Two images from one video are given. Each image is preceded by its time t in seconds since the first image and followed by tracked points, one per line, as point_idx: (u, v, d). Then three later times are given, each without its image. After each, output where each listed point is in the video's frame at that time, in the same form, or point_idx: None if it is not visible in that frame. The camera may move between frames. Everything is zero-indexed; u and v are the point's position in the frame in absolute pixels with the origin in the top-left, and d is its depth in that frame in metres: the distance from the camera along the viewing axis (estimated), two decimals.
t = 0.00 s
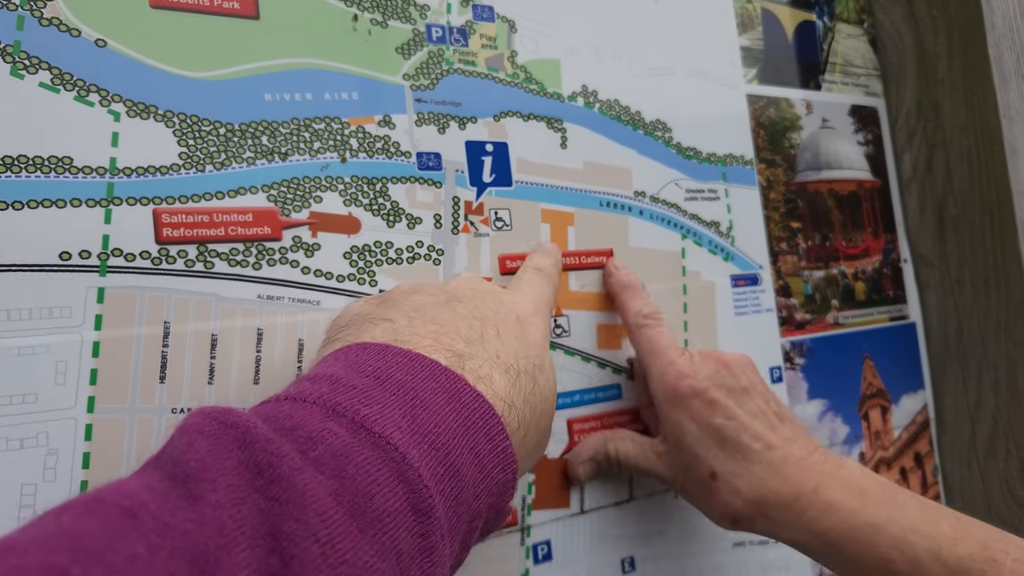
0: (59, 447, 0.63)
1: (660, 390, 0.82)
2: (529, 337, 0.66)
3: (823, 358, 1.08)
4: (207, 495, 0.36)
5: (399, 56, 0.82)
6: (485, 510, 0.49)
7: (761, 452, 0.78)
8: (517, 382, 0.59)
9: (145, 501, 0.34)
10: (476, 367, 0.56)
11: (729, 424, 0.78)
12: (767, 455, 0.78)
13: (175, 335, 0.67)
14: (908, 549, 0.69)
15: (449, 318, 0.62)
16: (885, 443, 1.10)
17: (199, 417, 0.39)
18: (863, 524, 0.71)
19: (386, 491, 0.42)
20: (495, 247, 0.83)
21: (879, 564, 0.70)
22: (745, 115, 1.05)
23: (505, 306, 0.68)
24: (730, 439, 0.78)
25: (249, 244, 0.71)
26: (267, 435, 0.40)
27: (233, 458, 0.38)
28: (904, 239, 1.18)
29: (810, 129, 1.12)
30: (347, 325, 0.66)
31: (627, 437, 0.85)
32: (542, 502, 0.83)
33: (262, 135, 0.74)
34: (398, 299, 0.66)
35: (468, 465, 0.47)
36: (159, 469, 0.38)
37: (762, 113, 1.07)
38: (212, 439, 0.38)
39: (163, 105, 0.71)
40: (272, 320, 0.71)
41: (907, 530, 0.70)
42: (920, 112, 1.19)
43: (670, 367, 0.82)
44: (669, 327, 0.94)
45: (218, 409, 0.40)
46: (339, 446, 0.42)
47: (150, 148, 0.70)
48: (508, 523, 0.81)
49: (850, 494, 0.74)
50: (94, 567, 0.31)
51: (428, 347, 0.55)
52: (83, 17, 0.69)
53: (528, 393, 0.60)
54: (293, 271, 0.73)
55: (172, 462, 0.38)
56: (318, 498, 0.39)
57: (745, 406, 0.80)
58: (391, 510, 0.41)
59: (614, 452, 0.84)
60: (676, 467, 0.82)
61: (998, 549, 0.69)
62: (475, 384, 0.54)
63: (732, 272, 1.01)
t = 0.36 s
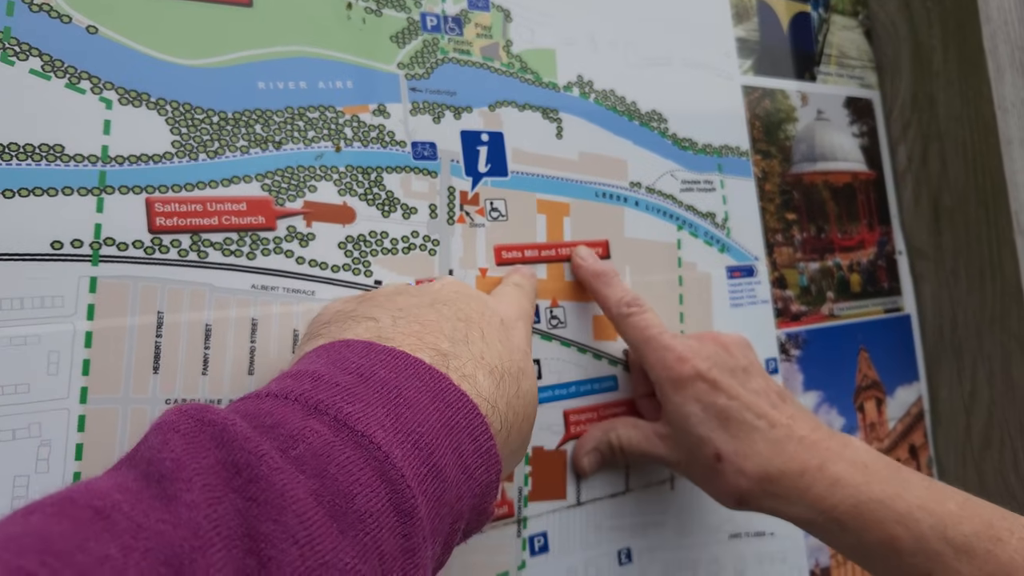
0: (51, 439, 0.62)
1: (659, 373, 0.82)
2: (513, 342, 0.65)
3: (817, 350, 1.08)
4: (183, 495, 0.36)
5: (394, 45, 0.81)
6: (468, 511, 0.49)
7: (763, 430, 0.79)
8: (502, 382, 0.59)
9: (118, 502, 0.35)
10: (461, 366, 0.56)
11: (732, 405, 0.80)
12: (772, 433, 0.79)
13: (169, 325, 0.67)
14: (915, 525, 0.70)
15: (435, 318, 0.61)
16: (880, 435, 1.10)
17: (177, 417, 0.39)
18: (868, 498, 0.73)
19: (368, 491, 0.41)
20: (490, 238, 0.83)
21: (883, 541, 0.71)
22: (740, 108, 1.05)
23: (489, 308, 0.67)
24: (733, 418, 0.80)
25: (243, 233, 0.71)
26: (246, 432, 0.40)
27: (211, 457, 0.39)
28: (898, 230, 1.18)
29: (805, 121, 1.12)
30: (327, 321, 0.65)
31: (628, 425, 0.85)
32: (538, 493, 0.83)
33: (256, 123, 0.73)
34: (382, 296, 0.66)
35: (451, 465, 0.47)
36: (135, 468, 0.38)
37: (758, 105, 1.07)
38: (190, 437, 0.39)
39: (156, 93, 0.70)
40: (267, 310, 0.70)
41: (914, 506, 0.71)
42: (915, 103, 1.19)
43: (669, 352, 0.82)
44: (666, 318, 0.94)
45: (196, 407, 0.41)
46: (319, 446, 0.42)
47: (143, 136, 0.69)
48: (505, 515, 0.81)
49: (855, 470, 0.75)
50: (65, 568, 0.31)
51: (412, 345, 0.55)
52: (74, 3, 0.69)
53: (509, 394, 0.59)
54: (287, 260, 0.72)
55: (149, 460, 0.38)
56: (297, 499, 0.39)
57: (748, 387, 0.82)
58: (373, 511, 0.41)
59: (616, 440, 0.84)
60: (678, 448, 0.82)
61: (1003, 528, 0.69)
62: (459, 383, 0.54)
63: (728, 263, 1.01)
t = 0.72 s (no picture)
0: (28, 433, 0.62)
1: (644, 386, 0.79)
2: (485, 343, 0.66)
3: (797, 345, 1.09)
4: (142, 506, 0.36)
5: (375, 42, 0.81)
6: (432, 518, 0.49)
7: (743, 443, 0.77)
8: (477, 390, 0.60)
9: (75, 513, 0.35)
10: (431, 373, 0.56)
11: (714, 418, 0.78)
12: (750, 446, 0.77)
13: (149, 320, 0.67)
14: (893, 534, 0.70)
15: (405, 325, 0.61)
16: (859, 428, 1.12)
17: (138, 427, 0.39)
18: (847, 510, 0.72)
19: (330, 501, 0.41)
20: (471, 233, 0.83)
21: (861, 552, 0.71)
22: (721, 98, 1.06)
23: (463, 311, 0.68)
24: (714, 433, 0.78)
25: (224, 229, 0.71)
26: (209, 442, 0.40)
27: (171, 468, 0.38)
28: (879, 226, 1.19)
29: (785, 118, 1.13)
30: (298, 329, 0.64)
31: (613, 429, 0.86)
32: (519, 487, 0.83)
33: (237, 119, 0.73)
34: (352, 304, 0.66)
35: (417, 473, 0.47)
36: (94, 478, 0.38)
37: (738, 102, 1.07)
38: (150, 448, 0.38)
39: (135, 89, 0.70)
40: (247, 305, 0.71)
41: (892, 516, 0.71)
42: (895, 101, 1.20)
43: (656, 366, 0.79)
44: (647, 313, 0.95)
45: (157, 418, 0.40)
46: (284, 456, 0.41)
47: (121, 133, 0.69)
48: (484, 508, 0.81)
49: (834, 481, 0.75)
50: None
51: (380, 352, 0.55)
52: None
53: (479, 397, 0.60)
54: (268, 255, 0.72)
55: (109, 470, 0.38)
56: (258, 509, 0.39)
57: (729, 400, 0.80)
58: (336, 520, 0.41)
59: (601, 444, 0.85)
60: (659, 460, 0.82)
61: (980, 534, 0.70)
62: (429, 391, 0.54)
63: (708, 259, 1.02)
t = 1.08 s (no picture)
0: (9, 424, 0.62)
1: (625, 374, 0.81)
2: (448, 364, 0.64)
3: (786, 338, 1.09)
4: (61, 549, 0.35)
5: (361, 32, 0.81)
6: (380, 551, 0.47)
7: (729, 427, 0.77)
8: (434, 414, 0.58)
9: None
10: (383, 400, 0.55)
11: (700, 404, 0.78)
12: (736, 430, 0.77)
13: (132, 311, 0.66)
14: (880, 520, 0.71)
15: (360, 344, 0.60)
16: (847, 421, 1.12)
17: (67, 464, 0.37)
18: (835, 496, 0.73)
19: (266, 540, 0.39)
20: (459, 224, 0.83)
21: (848, 537, 0.71)
22: (710, 89, 1.05)
23: (422, 326, 0.66)
24: (699, 418, 0.78)
25: (208, 219, 0.70)
26: (140, 479, 0.38)
27: (97, 506, 0.37)
28: (868, 218, 1.19)
29: (775, 110, 1.13)
30: (251, 357, 0.62)
31: (599, 420, 0.85)
32: (506, 478, 0.83)
33: (221, 109, 0.73)
34: (309, 323, 0.64)
35: (362, 506, 0.45)
36: (16, 519, 0.36)
37: (727, 94, 1.07)
38: (78, 487, 0.37)
39: (117, 77, 0.69)
40: (232, 295, 0.70)
41: (879, 502, 0.72)
42: (884, 94, 1.20)
43: (635, 353, 0.80)
44: (635, 305, 0.95)
45: (88, 453, 0.39)
46: (218, 492, 0.39)
47: (103, 121, 0.68)
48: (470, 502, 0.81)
49: (821, 466, 0.75)
50: None
51: (333, 379, 0.53)
52: None
53: (435, 420, 0.58)
54: (252, 246, 0.72)
55: (31, 512, 0.36)
56: (186, 549, 0.37)
57: (713, 385, 0.81)
58: (271, 559, 0.39)
59: (588, 434, 0.84)
60: (646, 448, 0.81)
61: (967, 522, 0.71)
62: (379, 418, 0.53)
63: (697, 251, 1.02)
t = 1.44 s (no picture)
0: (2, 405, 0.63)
1: (604, 361, 0.83)
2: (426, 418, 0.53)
3: (768, 326, 1.10)
4: None
5: (348, 23, 0.82)
6: None
7: (707, 412, 0.79)
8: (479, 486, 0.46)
9: None
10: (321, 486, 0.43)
11: (678, 389, 0.80)
12: (714, 414, 0.79)
13: (121, 296, 0.68)
14: (853, 502, 0.71)
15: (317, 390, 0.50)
16: (829, 408, 1.14)
17: None
18: (809, 478, 0.73)
19: None
20: (444, 212, 0.84)
21: (822, 518, 0.72)
22: (693, 82, 1.07)
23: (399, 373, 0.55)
24: (677, 402, 0.80)
25: (196, 207, 0.72)
26: None
27: None
28: (851, 208, 1.21)
29: (759, 101, 1.14)
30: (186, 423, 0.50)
31: (581, 405, 0.86)
32: (490, 462, 0.84)
33: (208, 99, 0.74)
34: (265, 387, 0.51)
35: None
36: None
37: (711, 85, 1.09)
38: None
39: (106, 67, 0.71)
40: (219, 282, 0.72)
41: (852, 484, 0.72)
42: (868, 86, 1.21)
43: (614, 341, 0.82)
44: (619, 292, 0.97)
45: None
46: None
47: (92, 110, 0.70)
48: (454, 485, 0.82)
49: (796, 449, 0.76)
50: None
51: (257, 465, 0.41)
52: None
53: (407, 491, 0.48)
54: (239, 233, 0.73)
55: None
56: None
57: (692, 370, 0.82)
58: None
59: (570, 419, 0.85)
60: (627, 432, 0.83)
61: (938, 503, 0.70)
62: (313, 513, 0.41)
63: (681, 240, 1.03)
